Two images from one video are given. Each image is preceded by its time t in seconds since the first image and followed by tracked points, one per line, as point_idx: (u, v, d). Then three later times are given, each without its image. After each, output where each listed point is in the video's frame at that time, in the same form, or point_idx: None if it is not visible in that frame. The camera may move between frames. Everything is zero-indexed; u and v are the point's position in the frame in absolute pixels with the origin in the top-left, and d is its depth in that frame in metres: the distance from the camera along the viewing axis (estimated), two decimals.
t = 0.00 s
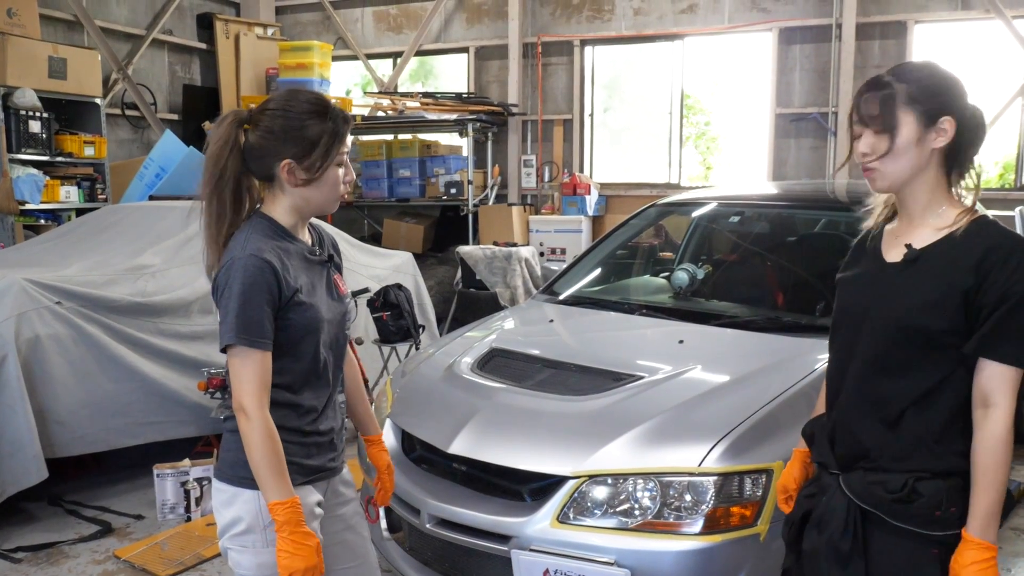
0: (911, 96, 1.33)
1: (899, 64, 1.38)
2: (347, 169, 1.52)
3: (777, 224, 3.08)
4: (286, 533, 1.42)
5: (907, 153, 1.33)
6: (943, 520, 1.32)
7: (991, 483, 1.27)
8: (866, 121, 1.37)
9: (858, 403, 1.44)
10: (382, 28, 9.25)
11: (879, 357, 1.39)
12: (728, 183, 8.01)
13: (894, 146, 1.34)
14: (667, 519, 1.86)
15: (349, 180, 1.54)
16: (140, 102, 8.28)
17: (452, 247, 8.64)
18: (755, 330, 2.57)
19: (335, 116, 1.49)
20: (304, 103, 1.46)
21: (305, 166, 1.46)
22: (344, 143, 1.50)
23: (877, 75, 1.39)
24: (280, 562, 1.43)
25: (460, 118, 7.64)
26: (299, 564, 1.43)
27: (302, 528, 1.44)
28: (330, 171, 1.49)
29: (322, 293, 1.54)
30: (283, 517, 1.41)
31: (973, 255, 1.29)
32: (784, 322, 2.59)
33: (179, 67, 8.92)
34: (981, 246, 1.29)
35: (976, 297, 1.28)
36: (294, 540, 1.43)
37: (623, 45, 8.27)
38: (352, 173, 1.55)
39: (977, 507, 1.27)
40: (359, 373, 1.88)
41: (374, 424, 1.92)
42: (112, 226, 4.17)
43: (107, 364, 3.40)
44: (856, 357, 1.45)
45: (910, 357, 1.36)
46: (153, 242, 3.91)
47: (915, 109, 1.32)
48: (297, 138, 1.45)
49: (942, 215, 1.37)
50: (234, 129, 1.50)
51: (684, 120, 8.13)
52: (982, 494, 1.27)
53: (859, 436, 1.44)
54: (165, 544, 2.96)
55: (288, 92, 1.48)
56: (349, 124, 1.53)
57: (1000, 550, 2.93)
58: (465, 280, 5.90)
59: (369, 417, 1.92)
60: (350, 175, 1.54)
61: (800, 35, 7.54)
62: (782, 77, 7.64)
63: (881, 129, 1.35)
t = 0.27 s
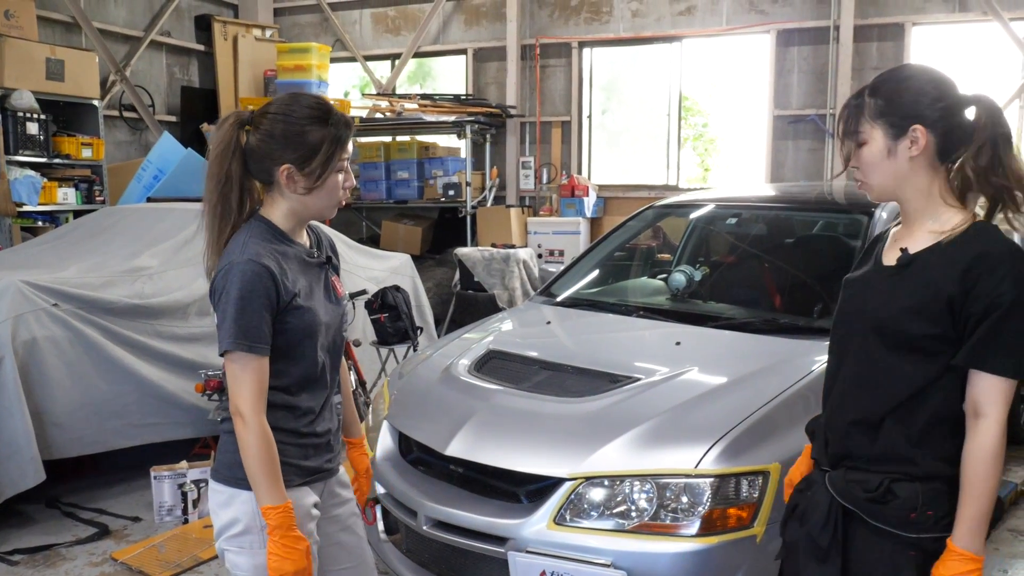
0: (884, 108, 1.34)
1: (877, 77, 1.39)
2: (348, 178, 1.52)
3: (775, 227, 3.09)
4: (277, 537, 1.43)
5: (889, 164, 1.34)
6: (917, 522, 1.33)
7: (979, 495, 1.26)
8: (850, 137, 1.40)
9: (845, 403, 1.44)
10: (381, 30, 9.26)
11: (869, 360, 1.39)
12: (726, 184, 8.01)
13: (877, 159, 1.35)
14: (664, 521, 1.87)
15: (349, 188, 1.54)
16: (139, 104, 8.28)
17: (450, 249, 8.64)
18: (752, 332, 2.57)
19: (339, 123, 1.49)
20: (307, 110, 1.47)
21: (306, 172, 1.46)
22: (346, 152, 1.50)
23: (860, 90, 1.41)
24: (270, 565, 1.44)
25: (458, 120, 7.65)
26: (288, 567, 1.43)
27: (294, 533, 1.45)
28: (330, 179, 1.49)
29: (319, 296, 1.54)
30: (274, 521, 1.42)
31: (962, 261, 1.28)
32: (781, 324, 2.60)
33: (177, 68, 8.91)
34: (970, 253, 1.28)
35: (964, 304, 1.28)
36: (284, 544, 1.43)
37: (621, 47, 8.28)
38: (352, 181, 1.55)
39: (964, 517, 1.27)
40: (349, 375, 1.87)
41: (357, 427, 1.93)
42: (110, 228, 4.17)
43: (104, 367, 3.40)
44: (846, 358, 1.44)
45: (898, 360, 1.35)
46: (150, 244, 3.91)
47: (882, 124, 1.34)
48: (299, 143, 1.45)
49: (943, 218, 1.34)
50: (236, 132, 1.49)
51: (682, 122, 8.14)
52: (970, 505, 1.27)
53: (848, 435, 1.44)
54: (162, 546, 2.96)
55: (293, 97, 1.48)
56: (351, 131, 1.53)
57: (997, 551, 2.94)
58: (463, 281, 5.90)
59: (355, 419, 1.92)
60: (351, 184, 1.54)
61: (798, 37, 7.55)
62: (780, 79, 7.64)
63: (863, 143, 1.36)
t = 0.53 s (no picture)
0: (874, 114, 1.35)
1: (871, 83, 1.40)
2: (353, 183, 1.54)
3: (773, 228, 3.10)
4: (278, 539, 1.43)
5: (881, 170, 1.35)
6: (904, 523, 1.34)
7: (941, 495, 1.27)
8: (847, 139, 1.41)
9: (838, 402, 1.45)
10: (379, 31, 9.27)
11: (862, 361, 1.40)
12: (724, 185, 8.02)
13: (869, 165, 1.36)
14: (663, 521, 1.87)
15: (353, 193, 1.55)
16: (137, 105, 8.28)
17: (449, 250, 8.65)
18: (751, 332, 2.58)
19: (345, 128, 1.50)
20: (315, 114, 1.47)
21: (311, 176, 1.47)
22: (351, 157, 1.51)
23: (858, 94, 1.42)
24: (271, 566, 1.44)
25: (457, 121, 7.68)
26: (288, 568, 1.44)
27: (295, 534, 1.45)
28: (335, 183, 1.50)
29: (320, 297, 1.54)
30: (276, 522, 1.42)
31: (953, 263, 1.28)
32: (780, 325, 2.60)
33: (175, 69, 8.91)
34: (961, 257, 1.28)
35: (953, 308, 1.28)
36: (285, 546, 1.44)
37: (619, 48, 8.29)
38: (355, 187, 1.56)
39: (921, 513, 1.28)
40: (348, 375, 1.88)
41: (357, 424, 1.94)
42: (109, 229, 4.17)
43: (104, 368, 3.41)
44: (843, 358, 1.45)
45: (892, 362, 1.36)
46: (150, 245, 3.91)
47: (874, 130, 1.35)
48: (305, 147, 1.45)
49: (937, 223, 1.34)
50: (243, 133, 1.50)
51: (681, 123, 8.16)
52: (928, 503, 1.28)
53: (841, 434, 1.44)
54: (162, 547, 2.96)
55: (301, 101, 1.49)
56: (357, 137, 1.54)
57: (995, 551, 2.96)
58: (462, 282, 5.91)
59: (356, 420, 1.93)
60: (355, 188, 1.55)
61: (796, 38, 7.58)
62: (778, 81, 7.65)
63: (855, 149, 1.38)
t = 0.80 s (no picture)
0: (880, 114, 1.36)
1: (875, 85, 1.40)
2: (355, 186, 1.55)
3: (772, 229, 3.10)
4: (286, 538, 1.44)
5: (883, 171, 1.36)
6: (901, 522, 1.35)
7: (931, 492, 1.27)
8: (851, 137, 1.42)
9: (839, 402, 1.46)
10: (379, 33, 9.28)
11: (860, 361, 1.41)
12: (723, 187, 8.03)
13: (871, 165, 1.37)
14: (663, 520, 1.88)
15: (355, 196, 1.56)
16: (137, 106, 8.29)
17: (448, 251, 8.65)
18: (751, 333, 2.58)
19: (349, 131, 1.51)
20: (319, 117, 1.48)
21: (314, 178, 1.48)
22: (355, 160, 1.52)
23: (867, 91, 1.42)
24: (280, 565, 1.45)
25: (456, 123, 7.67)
26: (298, 567, 1.45)
27: (303, 533, 1.46)
28: (338, 186, 1.51)
29: (323, 298, 1.55)
30: (284, 522, 1.43)
31: (951, 262, 1.29)
32: (780, 326, 2.61)
33: (175, 71, 8.92)
34: (958, 259, 1.28)
35: (951, 307, 1.29)
36: (294, 544, 1.44)
37: (619, 50, 8.30)
38: (358, 189, 1.57)
39: (913, 509, 1.29)
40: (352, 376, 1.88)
41: (367, 426, 1.94)
42: (109, 231, 4.17)
43: (104, 368, 3.41)
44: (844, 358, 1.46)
45: (890, 363, 1.36)
46: (150, 246, 3.92)
47: (879, 133, 1.36)
48: (308, 149, 1.46)
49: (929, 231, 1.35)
50: (247, 135, 1.51)
51: (680, 124, 8.18)
52: (918, 500, 1.28)
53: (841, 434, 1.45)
54: (163, 547, 2.96)
55: (305, 103, 1.49)
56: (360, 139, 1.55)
57: (994, 551, 2.97)
58: (461, 283, 5.91)
59: (363, 420, 1.93)
60: (357, 192, 1.56)
61: (795, 40, 7.59)
62: (777, 82, 7.66)
63: (858, 149, 1.39)
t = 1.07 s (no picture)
0: (926, 95, 1.35)
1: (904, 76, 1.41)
2: (352, 185, 1.54)
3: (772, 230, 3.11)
4: (281, 540, 1.44)
5: (932, 150, 1.34)
6: (916, 524, 1.35)
7: (958, 493, 1.28)
8: (884, 120, 1.38)
9: (845, 406, 1.46)
10: (378, 34, 9.29)
11: (867, 362, 1.41)
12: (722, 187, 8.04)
13: (919, 143, 1.34)
14: (662, 521, 1.88)
15: (352, 195, 1.55)
16: (137, 107, 8.29)
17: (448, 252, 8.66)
18: (749, 334, 2.59)
19: (343, 130, 1.51)
20: (314, 117, 1.48)
21: (308, 177, 1.48)
22: (350, 159, 1.52)
23: (885, 82, 1.41)
24: (274, 566, 1.45)
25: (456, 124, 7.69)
26: (291, 569, 1.44)
27: (298, 535, 1.45)
28: (334, 185, 1.50)
29: (320, 300, 1.55)
30: (279, 523, 1.43)
31: (959, 263, 1.30)
32: (779, 327, 2.61)
33: (175, 72, 8.92)
34: (965, 257, 1.30)
35: (961, 307, 1.30)
36: (288, 546, 1.44)
37: (618, 51, 8.31)
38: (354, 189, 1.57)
39: (942, 514, 1.30)
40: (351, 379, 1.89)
41: (366, 427, 1.95)
42: (109, 232, 4.17)
43: (104, 369, 3.41)
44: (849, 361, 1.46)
45: (899, 363, 1.37)
46: (150, 247, 3.92)
47: (933, 111, 1.34)
48: (301, 149, 1.46)
49: (945, 224, 1.36)
50: (242, 136, 1.51)
51: (679, 125, 8.19)
52: (947, 502, 1.29)
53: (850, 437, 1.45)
54: (163, 548, 2.97)
55: (300, 103, 1.50)
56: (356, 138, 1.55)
57: (991, 552, 2.98)
58: (460, 284, 5.92)
59: (363, 421, 1.94)
60: (354, 192, 1.56)
61: (794, 40, 7.59)
62: (776, 83, 7.67)
63: (901, 127, 1.35)
